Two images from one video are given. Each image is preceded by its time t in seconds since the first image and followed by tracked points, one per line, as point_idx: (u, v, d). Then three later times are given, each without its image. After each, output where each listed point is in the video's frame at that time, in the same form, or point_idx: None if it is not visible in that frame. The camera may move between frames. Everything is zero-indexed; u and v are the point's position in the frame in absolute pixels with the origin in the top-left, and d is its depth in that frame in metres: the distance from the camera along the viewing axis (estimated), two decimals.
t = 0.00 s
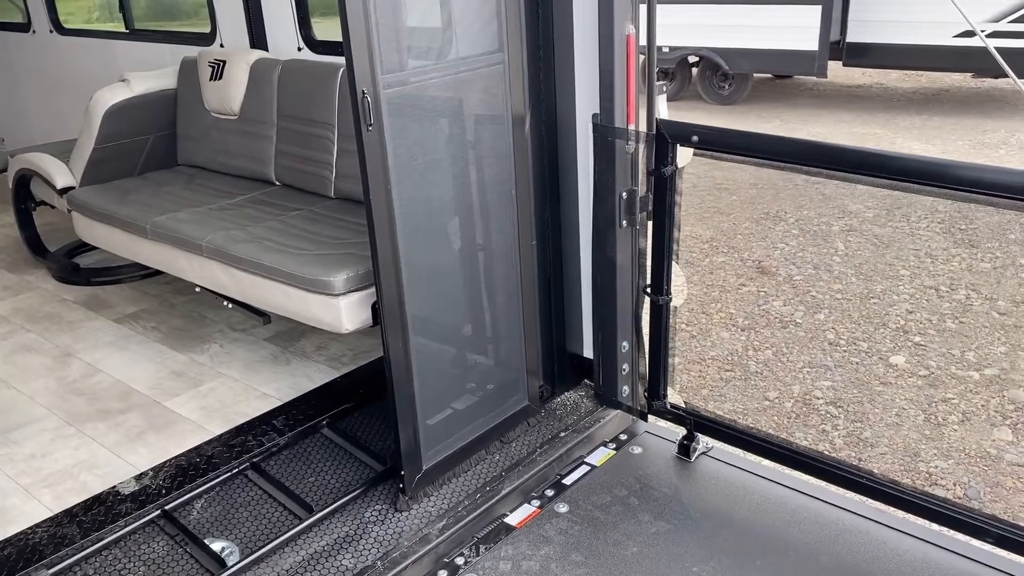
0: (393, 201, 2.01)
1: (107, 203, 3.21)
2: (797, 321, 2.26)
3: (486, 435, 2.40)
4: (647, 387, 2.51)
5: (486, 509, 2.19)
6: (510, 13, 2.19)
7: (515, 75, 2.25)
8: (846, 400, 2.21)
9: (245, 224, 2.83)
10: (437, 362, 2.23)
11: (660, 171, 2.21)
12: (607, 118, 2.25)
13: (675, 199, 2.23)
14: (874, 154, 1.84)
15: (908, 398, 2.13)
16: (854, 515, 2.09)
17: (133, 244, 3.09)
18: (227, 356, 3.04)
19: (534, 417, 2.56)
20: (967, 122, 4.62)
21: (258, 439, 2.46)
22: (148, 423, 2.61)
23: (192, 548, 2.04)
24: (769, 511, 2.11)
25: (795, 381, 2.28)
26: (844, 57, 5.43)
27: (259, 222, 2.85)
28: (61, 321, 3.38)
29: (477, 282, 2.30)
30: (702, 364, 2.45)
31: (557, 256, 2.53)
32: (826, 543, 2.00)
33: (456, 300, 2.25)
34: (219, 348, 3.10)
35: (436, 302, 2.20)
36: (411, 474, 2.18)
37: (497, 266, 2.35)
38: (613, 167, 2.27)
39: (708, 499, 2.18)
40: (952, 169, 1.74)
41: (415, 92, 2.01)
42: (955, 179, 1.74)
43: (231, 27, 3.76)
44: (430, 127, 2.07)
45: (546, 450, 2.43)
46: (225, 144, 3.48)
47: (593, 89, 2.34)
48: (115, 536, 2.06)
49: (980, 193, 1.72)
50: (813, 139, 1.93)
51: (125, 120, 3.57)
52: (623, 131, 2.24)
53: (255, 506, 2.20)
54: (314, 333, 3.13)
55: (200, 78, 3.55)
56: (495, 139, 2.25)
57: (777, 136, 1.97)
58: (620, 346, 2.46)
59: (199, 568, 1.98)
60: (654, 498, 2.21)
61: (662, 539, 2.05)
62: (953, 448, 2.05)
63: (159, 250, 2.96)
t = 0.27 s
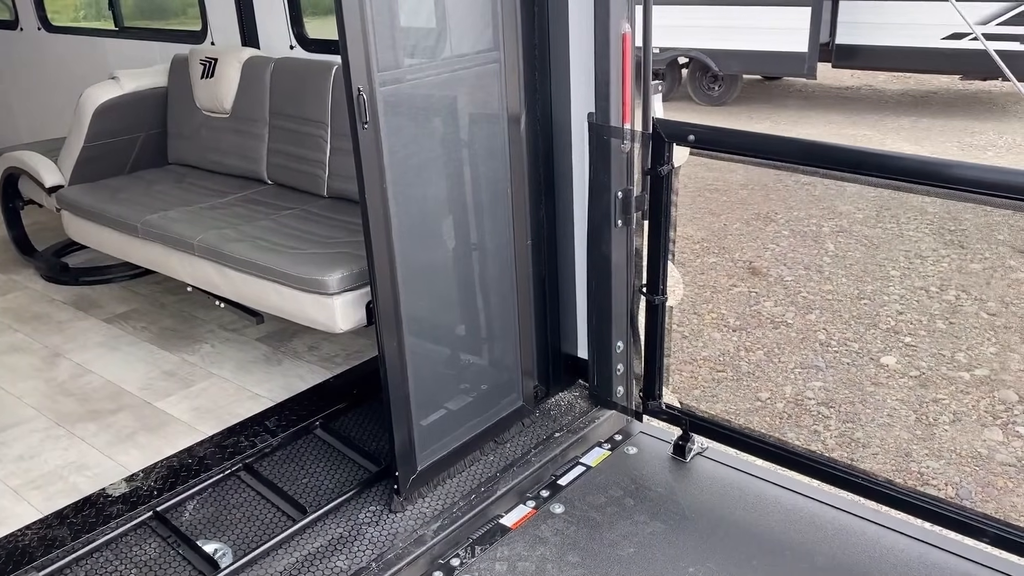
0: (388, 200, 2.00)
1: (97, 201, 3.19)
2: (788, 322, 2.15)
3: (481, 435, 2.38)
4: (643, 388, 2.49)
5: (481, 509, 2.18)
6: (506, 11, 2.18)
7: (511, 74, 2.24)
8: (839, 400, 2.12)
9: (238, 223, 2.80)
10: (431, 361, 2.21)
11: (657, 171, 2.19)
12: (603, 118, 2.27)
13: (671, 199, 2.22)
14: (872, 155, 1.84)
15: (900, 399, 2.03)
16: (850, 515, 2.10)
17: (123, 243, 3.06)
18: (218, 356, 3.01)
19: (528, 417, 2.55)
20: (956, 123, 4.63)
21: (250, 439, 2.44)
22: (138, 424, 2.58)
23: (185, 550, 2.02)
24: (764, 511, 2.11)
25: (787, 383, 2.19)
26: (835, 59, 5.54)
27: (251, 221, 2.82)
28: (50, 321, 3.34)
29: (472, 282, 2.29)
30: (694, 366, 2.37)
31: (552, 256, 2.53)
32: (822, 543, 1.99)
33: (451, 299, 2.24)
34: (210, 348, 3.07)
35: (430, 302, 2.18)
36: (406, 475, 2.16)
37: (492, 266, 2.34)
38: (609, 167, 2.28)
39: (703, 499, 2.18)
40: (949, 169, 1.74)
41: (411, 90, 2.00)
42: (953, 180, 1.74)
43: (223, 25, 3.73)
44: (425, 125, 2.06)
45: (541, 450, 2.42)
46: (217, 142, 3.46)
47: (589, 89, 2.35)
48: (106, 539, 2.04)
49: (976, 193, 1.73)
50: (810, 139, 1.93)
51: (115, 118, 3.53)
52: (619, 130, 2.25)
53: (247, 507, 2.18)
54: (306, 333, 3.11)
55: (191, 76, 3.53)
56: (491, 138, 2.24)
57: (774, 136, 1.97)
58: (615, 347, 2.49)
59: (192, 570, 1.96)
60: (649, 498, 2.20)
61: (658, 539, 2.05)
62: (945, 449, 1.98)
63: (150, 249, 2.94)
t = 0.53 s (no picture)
0: (382, 197, 1.99)
1: (87, 197, 3.16)
2: (781, 322, 2.53)
3: (474, 434, 2.38)
4: (636, 386, 2.47)
5: (475, 508, 2.17)
6: (501, 7, 2.17)
7: (506, 71, 2.23)
8: (828, 401, 2.28)
9: (229, 220, 2.78)
10: (424, 360, 2.20)
11: (652, 168, 2.21)
12: (598, 116, 2.24)
13: (665, 197, 2.23)
14: (861, 151, 1.83)
15: (889, 400, 2.23)
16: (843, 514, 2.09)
17: (114, 239, 3.04)
18: (210, 354, 2.99)
19: (521, 416, 2.55)
20: (946, 124, 4.66)
21: (241, 438, 2.42)
22: (129, 422, 2.57)
23: (176, 549, 2.00)
24: (758, 510, 2.11)
25: (779, 382, 2.34)
26: (826, 60, 5.45)
27: (243, 217, 2.80)
28: (39, 318, 3.32)
29: (465, 279, 2.28)
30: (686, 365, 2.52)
31: (546, 254, 2.52)
32: (816, 541, 1.99)
33: (444, 298, 2.23)
34: (201, 346, 3.05)
35: (424, 300, 2.18)
36: (398, 474, 2.15)
37: (486, 264, 2.33)
38: (603, 165, 2.27)
39: (697, 498, 2.17)
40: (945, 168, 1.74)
41: (405, 86, 1.99)
42: (942, 178, 1.73)
43: (214, 21, 3.71)
44: (419, 123, 2.05)
45: (534, 449, 2.42)
46: (209, 139, 3.43)
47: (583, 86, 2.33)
48: (96, 537, 2.02)
49: (966, 191, 1.71)
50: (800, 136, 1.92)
51: (105, 114, 3.51)
52: (614, 128, 2.23)
53: (239, 506, 2.16)
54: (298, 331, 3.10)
55: (183, 71, 3.50)
56: (485, 136, 2.23)
57: (764, 133, 1.96)
58: (608, 345, 2.45)
59: (183, 569, 1.95)
60: (643, 497, 2.20)
61: (652, 538, 2.04)
62: (935, 447, 2.09)
63: (141, 246, 2.91)
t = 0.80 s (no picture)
0: (376, 195, 1.99)
1: (79, 195, 3.15)
2: (772, 319, 2.28)
3: (468, 432, 2.37)
4: (629, 383, 2.49)
5: (469, 506, 2.17)
6: (495, 5, 2.17)
7: (500, 69, 2.23)
8: (822, 399, 2.21)
9: (222, 217, 2.77)
10: (418, 358, 2.20)
11: (646, 167, 2.19)
12: (592, 114, 2.27)
13: (659, 195, 2.22)
14: (852, 149, 1.83)
15: (882, 398, 2.15)
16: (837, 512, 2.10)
17: (106, 237, 3.03)
18: (202, 352, 2.98)
19: (515, 414, 2.55)
20: (936, 123, 4.69)
21: (234, 436, 2.41)
22: (121, 421, 2.55)
23: (169, 547, 1.99)
24: (752, 508, 2.12)
25: (772, 380, 2.29)
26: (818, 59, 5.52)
27: (236, 215, 2.79)
28: (30, 317, 3.30)
29: (459, 278, 2.28)
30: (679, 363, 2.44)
31: (540, 252, 2.52)
32: (809, 539, 2.00)
33: (438, 296, 2.23)
34: (193, 344, 3.04)
35: (418, 298, 2.17)
36: (392, 472, 2.15)
37: (480, 262, 2.33)
38: (597, 163, 2.27)
39: (690, 496, 2.18)
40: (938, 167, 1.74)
41: (399, 83, 1.99)
42: (933, 176, 1.73)
43: (207, 18, 3.69)
44: (413, 120, 2.05)
45: (528, 447, 2.42)
46: (201, 136, 3.42)
47: (577, 84, 2.33)
48: (88, 536, 2.01)
49: (956, 189, 1.72)
50: (792, 134, 1.92)
51: (97, 111, 3.49)
52: (607, 126, 2.23)
53: (232, 504, 2.15)
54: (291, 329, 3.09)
55: (175, 68, 3.49)
56: (479, 134, 2.23)
57: (756, 130, 1.97)
58: (602, 342, 2.46)
59: (176, 567, 1.94)
60: (637, 495, 2.20)
61: (646, 536, 2.04)
62: (926, 445, 2.08)
63: (133, 243, 2.90)
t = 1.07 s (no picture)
0: (371, 194, 1.99)
1: (72, 193, 3.14)
2: (766, 318, 2.28)
3: (463, 431, 2.37)
4: (625, 381, 2.49)
5: (464, 505, 2.17)
6: (490, 3, 2.16)
7: (494, 67, 2.23)
8: (815, 396, 2.22)
9: (216, 216, 2.77)
10: (412, 357, 2.20)
11: (640, 164, 2.19)
12: (587, 112, 2.25)
13: (654, 194, 2.21)
14: (843, 147, 1.84)
15: (875, 395, 2.15)
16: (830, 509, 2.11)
17: (99, 236, 3.02)
18: (197, 351, 2.97)
19: (510, 412, 2.55)
20: (929, 121, 4.70)
21: (229, 436, 2.41)
22: (115, 420, 2.55)
23: (164, 547, 1.99)
24: (747, 505, 2.12)
25: (766, 378, 2.30)
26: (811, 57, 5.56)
27: (231, 214, 2.79)
28: (24, 316, 3.29)
29: (454, 276, 2.28)
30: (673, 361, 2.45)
31: (534, 251, 2.52)
32: (802, 536, 2.01)
33: (433, 295, 2.23)
34: (187, 343, 3.03)
35: (412, 297, 2.17)
36: (387, 471, 2.15)
37: (474, 260, 2.33)
38: (591, 162, 2.27)
39: (685, 494, 2.18)
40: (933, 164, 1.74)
41: (394, 82, 1.99)
42: (924, 173, 1.74)
43: (201, 16, 3.68)
44: (407, 119, 2.05)
45: (523, 445, 2.42)
46: (195, 134, 3.41)
47: (572, 82, 2.34)
48: (83, 536, 2.01)
49: (947, 186, 1.73)
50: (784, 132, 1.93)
51: (90, 110, 3.48)
52: (602, 124, 2.23)
53: (227, 504, 2.15)
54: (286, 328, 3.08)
55: (168, 67, 3.48)
56: (473, 132, 2.22)
57: (748, 129, 1.98)
58: (597, 341, 2.47)
59: (172, 568, 1.94)
60: (632, 493, 2.20)
61: (641, 534, 2.05)
62: (920, 441, 2.08)
63: (127, 242, 2.89)
